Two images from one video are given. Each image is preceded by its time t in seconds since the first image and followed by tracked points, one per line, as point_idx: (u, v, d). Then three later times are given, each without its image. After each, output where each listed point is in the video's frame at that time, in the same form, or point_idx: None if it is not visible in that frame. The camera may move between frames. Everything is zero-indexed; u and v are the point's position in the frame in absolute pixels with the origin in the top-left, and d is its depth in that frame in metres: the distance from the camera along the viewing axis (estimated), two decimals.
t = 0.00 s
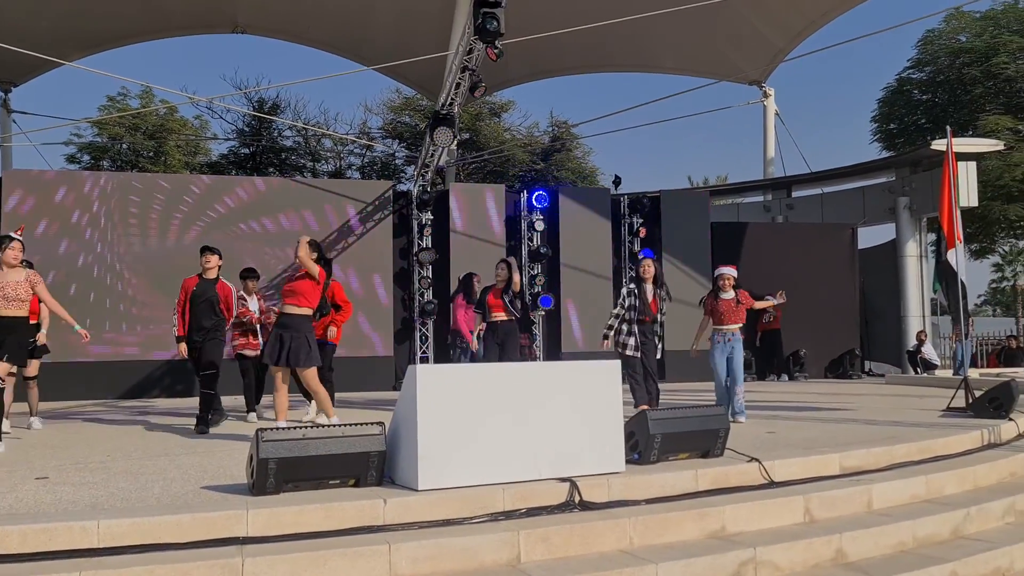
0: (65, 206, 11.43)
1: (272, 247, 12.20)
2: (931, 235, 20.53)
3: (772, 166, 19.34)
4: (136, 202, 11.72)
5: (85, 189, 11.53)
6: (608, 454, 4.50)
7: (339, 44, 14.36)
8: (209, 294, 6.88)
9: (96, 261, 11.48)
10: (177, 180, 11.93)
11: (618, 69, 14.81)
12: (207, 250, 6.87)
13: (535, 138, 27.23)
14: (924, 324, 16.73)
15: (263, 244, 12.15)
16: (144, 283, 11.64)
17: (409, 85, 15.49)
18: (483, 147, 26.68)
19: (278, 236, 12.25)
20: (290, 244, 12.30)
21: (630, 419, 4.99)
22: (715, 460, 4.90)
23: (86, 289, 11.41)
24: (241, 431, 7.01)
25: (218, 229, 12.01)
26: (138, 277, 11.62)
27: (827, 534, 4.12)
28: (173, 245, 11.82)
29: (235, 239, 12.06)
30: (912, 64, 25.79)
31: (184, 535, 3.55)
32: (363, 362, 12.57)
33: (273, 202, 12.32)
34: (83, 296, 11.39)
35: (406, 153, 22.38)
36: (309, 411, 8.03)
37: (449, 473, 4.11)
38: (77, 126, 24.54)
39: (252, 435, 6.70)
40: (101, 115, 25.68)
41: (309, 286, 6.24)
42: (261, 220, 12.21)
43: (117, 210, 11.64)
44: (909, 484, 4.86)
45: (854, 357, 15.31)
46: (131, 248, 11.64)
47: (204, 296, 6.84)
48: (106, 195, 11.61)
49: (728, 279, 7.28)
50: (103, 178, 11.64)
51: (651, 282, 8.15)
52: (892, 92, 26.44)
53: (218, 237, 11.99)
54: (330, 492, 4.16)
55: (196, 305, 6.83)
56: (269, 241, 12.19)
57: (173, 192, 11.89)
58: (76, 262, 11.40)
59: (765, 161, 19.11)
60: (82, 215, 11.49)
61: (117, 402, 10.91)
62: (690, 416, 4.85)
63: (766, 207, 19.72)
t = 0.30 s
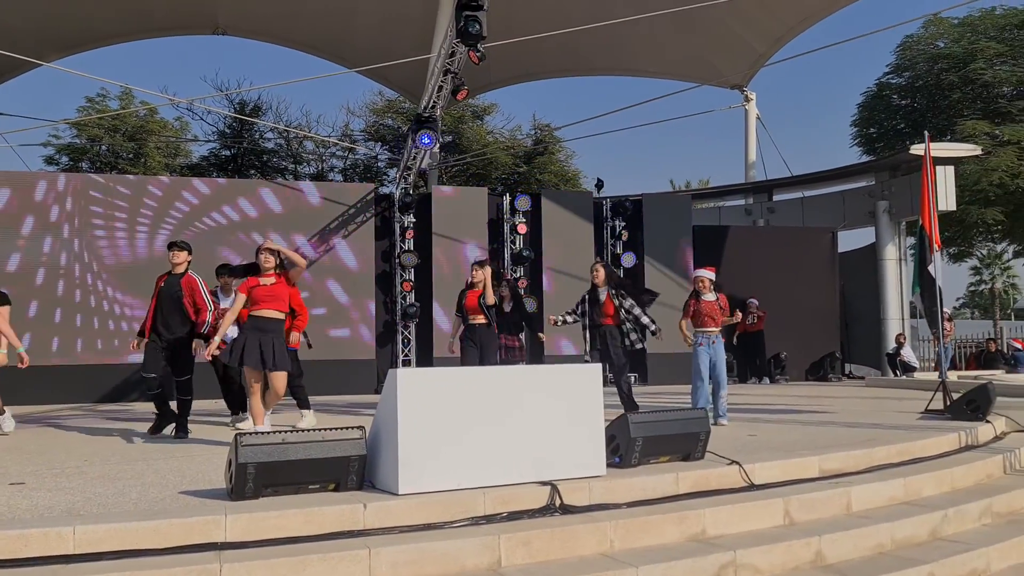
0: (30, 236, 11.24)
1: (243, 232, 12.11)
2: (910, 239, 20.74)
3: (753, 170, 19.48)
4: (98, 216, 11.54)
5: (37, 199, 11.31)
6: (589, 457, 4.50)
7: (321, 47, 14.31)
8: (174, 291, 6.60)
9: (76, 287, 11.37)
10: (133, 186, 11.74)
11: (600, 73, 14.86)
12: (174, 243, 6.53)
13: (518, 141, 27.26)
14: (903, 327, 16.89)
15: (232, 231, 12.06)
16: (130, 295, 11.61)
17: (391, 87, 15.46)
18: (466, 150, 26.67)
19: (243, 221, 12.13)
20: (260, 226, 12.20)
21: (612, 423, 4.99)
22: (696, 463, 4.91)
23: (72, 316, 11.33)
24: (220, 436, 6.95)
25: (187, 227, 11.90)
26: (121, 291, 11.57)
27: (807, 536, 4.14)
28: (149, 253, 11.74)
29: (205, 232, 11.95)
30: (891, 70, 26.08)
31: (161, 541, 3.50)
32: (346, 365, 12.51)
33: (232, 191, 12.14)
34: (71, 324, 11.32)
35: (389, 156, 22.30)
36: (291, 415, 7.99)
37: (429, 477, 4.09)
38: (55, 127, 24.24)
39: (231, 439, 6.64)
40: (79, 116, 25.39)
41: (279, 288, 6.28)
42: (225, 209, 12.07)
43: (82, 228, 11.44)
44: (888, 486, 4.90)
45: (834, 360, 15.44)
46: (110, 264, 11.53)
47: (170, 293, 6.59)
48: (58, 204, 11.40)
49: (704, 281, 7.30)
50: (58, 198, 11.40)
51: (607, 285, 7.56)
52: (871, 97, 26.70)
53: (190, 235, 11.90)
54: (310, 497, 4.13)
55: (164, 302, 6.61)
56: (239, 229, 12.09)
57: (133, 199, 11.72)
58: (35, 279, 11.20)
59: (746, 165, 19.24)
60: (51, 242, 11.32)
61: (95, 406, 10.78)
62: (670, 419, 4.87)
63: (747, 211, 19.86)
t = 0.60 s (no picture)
0: None
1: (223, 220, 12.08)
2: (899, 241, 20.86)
3: (744, 173, 19.55)
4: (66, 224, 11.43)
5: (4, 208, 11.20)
6: (580, 459, 4.50)
7: (312, 48, 14.28)
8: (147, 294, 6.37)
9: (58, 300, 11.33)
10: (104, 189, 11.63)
11: (592, 75, 14.88)
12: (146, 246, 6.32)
13: (509, 144, 27.29)
14: (892, 329, 16.98)
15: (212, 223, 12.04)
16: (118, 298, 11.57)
17: (382, 89, 15.44)
18: (457, 152, 26.67)
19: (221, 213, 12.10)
20: (239, 214, 12.18)
21: (603, 425, 5.00)
22: (687, 465, 4.91)
23: (56, 334, 11.30)
24: (210, 439, 6.90)
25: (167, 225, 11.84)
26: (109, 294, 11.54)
27: (798, 538, 4.14)
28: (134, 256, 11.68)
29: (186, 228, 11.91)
30: (881, 73, 26.24)
31: (151, 544, 3.47)
32: (337, 367, 12.49)
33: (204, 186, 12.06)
34: (55, 341, 11.29)
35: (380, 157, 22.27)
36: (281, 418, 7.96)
37: (421, 480, 4.08)
38: (45, 128, 24.12)
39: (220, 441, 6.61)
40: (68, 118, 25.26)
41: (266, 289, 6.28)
42: (200, 202, 12.02)
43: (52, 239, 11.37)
44: (878, 488, 4.92)
45: (825, 362, 15.51)
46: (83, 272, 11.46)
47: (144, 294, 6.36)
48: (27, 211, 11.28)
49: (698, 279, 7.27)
50: (24, 207, 11.29)
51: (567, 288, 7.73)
52: (861, 101, 26.85)
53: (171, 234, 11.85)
54: (301, 500, 4.11)
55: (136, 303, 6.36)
56: (219, 220, 12.07)
57: (106, 203, 11.62)
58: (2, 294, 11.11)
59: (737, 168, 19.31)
60: (24, 259, 11.24)
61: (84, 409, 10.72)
62: (661, 422, 4.86)
63: (738, 214, 19.92)
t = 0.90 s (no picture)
0: None
1: (201, 212, 12.03)
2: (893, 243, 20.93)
3: (738, 175, 19.60)
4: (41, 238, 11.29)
5: None
6: (576, 462, 4.49)
7: (307, 50, 14.26)
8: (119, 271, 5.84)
9: (40, 318, 11.24)
10: (76, 196, 11.48)
11: (587, 77, 14.90)
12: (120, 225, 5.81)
13: (504, 145, 27.30)
14: (886, 330, 17.05)
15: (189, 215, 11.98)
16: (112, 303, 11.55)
17: (377, 91, 15.44)
18: (452, 154, 26.67)
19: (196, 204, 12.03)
20: (216, 201, 12.13)
21: (598, 427, 5.01)
22: (682, 466, 4.92)
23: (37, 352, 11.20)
24: (205, 440, 6.89)
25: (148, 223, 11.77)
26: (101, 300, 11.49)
27: (792, 539, 4.15)
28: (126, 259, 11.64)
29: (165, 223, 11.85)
30: (875, 75, 26.31)
31: (145, 546, 3.46)
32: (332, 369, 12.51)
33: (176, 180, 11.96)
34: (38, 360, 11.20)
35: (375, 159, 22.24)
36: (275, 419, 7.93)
37: (417, 482, 4.07)
38: (38, 129, 24.03)
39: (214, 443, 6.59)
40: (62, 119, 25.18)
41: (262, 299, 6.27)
42: (174, 196, 11.93)
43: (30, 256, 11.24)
44: (873, 489, 4.93)
45: (819, 364, 15.56)
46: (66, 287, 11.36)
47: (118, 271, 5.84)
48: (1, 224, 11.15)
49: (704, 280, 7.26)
50: None
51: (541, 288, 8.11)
52: (855, 103, 26.94)
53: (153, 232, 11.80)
54: (296, 501, 4.09)
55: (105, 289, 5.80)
56: (197, 211, 12.02)
57: (81, 209, 11.47)
58: None
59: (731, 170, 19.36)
60: None
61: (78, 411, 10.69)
62: (657, 423, 4.87)
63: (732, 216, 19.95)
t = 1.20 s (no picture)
0: None
1: (178, 207, 12.01)
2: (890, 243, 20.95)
3: (735, 175, 19.62)
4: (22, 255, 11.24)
5: None
6: (574, 462, 4.49)
7: (304, 49, 14.25)
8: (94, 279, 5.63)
9: (25, 339, 11.19)
10: (52, 200, 11.40)
11: (584, 77, 14.90)
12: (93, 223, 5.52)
13: (501, 146, 27.27)
14: (883, 330, 17.07)
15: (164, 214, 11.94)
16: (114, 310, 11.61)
17: (374, 91, 15.43)
18: (449, 154, 26.65)
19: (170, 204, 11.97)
20: (186, 195, 12.07)
21: (596, 426, 5.02)
22: (681, 466, 4.92)
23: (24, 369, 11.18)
24: (203, 439, 6.88)
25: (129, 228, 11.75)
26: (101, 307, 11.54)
27: (790, 539, 4.16)
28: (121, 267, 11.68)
29: (144, 224, 11.82)
30: (872, 76, 26.32)
31: (144, 545, 3.45)
32: (330, 369, 12.53)
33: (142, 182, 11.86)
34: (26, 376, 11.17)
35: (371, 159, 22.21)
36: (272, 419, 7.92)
37: (416, 483, 4.07)
38: (35, 129, 23.98)
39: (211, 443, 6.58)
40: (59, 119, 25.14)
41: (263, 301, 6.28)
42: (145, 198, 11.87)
43: (12, 274, 11.17)
44: (870, 489, 4.94)
45: (816, 364, 15.60)
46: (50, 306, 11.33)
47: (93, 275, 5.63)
48: None
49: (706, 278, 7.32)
50: None
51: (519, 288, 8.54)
52: (852, 103, 26.95)
53: (137, 236, 11.80)
54: (294, 501, 4.09)
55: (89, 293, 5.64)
56: (171, 208, 11.98)
57: (60, 213, 11.42)
58: None
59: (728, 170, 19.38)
60: None
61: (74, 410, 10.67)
62: (655, 423, 4.87)
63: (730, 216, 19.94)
